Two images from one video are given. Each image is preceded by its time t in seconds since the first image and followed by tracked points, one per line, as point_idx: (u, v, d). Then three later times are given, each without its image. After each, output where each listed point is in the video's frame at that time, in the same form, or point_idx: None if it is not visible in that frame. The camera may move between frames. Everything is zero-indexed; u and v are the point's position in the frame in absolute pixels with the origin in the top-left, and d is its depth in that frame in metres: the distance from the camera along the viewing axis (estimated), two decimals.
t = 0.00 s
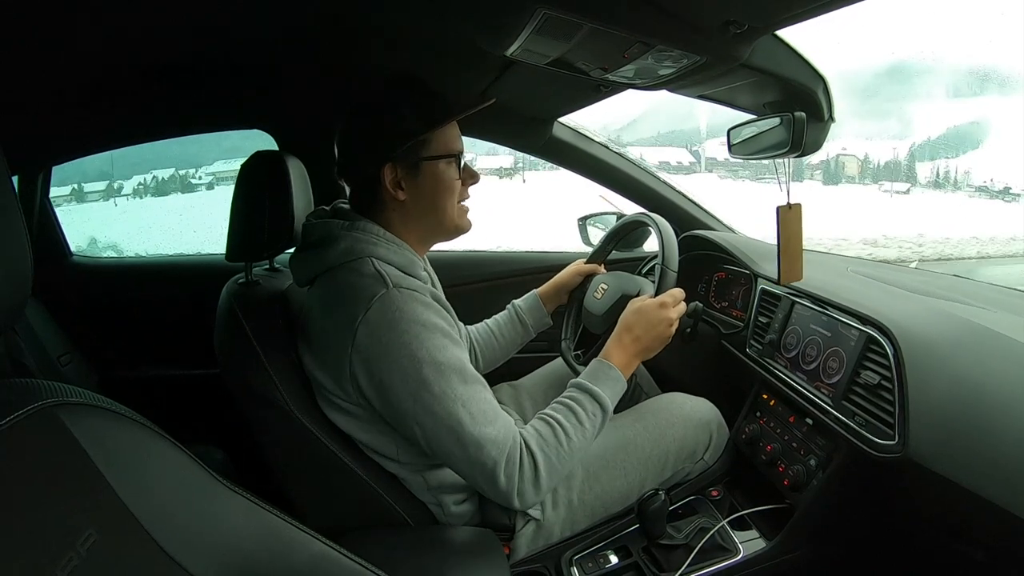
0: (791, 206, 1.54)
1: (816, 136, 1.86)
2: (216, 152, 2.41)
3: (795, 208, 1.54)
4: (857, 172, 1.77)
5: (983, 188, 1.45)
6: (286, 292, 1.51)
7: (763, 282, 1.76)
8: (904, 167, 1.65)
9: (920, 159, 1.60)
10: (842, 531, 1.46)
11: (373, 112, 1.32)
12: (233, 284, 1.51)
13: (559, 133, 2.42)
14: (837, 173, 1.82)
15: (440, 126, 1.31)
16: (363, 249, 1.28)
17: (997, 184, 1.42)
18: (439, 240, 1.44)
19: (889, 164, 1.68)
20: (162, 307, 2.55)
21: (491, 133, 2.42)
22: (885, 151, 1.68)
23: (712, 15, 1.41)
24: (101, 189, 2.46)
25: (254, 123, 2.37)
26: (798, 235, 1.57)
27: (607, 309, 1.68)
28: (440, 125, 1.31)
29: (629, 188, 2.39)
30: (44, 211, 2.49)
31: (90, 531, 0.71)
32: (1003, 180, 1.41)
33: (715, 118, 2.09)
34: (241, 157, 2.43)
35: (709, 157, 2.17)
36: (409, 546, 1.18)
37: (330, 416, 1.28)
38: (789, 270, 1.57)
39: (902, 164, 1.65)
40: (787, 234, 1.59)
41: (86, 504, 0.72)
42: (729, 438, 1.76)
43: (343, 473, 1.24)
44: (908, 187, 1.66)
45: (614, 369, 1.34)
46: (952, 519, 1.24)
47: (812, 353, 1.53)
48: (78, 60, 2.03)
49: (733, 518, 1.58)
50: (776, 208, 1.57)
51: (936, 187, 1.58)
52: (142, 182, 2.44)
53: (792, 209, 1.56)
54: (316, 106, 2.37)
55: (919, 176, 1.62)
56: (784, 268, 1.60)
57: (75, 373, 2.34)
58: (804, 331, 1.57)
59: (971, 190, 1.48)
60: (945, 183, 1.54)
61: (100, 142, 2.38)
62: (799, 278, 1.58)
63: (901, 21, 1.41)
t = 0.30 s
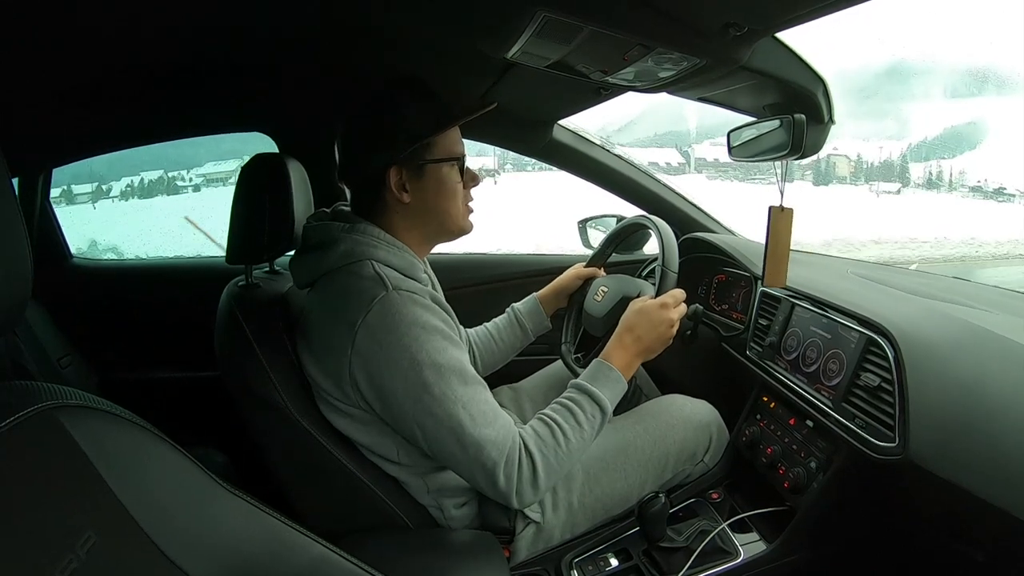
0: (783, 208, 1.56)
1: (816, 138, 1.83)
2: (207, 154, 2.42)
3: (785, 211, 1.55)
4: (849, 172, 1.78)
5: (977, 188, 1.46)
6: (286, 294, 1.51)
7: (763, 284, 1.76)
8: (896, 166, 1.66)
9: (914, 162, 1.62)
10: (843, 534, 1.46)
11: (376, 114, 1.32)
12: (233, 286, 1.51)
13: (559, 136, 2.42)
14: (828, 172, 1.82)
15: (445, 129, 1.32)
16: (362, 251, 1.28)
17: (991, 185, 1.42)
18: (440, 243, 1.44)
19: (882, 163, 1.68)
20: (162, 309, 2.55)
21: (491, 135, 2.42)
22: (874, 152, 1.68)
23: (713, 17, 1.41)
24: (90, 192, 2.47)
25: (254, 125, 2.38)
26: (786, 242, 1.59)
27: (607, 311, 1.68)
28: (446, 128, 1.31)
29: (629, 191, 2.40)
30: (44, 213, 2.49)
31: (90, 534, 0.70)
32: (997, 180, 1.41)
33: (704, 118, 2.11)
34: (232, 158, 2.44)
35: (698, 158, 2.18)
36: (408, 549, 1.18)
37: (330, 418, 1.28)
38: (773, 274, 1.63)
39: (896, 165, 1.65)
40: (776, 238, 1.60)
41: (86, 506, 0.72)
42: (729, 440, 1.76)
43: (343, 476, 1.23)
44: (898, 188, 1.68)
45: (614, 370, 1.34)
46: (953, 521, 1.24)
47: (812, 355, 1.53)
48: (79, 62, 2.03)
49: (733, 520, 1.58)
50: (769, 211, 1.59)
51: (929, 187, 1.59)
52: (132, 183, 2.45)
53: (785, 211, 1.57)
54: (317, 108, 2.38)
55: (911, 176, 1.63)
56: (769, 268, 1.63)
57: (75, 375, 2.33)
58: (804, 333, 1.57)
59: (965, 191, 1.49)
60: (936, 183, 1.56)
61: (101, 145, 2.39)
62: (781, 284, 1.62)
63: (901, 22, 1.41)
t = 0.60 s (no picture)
0: (790, 207, 1.55)
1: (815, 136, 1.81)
2: (196, 155, 2.41)
3: (792, 208, 1.54)
4: (839, 172, 1.78)
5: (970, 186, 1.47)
6: (285, 293, 1.51)
7: (763, 284, 1.76)
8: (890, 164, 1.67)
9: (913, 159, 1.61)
10: (843, 534, 1.46)
11: (377, 113, 1.33)
12: (233, 286, 1.51)
13: (559, 136, 2.42)
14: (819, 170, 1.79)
15: (450, 129, 1.32)
16: (361, 250, 1.28)
17: (984, 183, 1.43)
18: (439, 243, 1.44)
19: (875, 162, 1.70)
20: (162, 309, 2.55)
21: (491, 135, 2.42)
22: (873, 152, 1.69)
23: (713, 17, 1.41)
24: (78, 194, 2.48)
25: (254, 126, 2.38)
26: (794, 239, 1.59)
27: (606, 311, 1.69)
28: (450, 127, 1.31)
29: (629, 191, 2.40)
30: (43, 213, 2.49)
31: (90, 534, 0.70)
32: (991, 178, 1.42)
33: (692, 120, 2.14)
34: (222, 158, 2.43)
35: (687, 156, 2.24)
36: (408, 549, 1.17)
37: (328, 417, 1.28)
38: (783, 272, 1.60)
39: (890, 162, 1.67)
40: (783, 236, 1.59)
41: (87, 506, 0.72)
42: (729, 440, 1.76)
43: (342, 475, 1.23)
44: (888, 188, 1.71)
45: (611, 371, 1.34)
46: (953, 520, 1.24)
47: (812, 354, 1.53)
48: (79, 62, 2.03)
49: (733, 520, 1.58)
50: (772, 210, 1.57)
51: (919, 186, 1.61)
52: (120, 184, 2.45)
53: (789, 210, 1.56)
54: (317, 108, 2.38)
55: (904, 174, 1.64)
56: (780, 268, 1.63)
57: (74, 375, 2.33)
58: (804, 333, 1.57)
59: (958, 189, 1.50)
60: (927, 182, 1.58)
61: (101, 145, 2.39)
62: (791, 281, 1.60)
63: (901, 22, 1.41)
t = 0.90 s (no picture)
0: (790, 207, 1.55)
1: (816, 137, 1.86)
2: (187, 154, 2.41)
3: (792, 209, 1.55)
4: (830, 171, 1.81)
5: (965, 185, 1.47)
6: (286, 293, 1.51)
7: (763, 283, 1.76)
8: (883, 163, 1.67)
9: (911, 162, 1.59)
10: (843, 532, 1.46)
11: (377, 110, 1.32)
12: (233, 285, 1.51)
13: (559, 135, 2.42)
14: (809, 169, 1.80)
15: (436, 122, 1.32)
16: (360, 250, 1.28)
17: (979, 182, 1.43)
18: (438, 239, 1.44)
19: (869, 161, 1.71)
20: (162, 308, 2.54)
21: (491, 135, 2.42)
22: (865, 150, 1.71)
23: (712, 16, 1.40)
24: (67, 195, 2.49)
25: (254, 125, 2.37)
26: (796, 242, 1.58)
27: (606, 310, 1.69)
28: (437, 120, 1.31)
29: (629, 191, 2.39)
30: (43, 212, 2.49)
31: (90, 533, 0.70)
32: (986, 178, 1.42)
33: (681, 119, 2.14)
34: (212, 158, 2.42)
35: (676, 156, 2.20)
36: (408, 548, 1.17)
37: (328, 416, 1.28)
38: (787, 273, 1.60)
39: (883, 162, 1.67)
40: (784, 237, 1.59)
41: (87, 506, 0.72)
42: (729, 440, 1.75)
43: (343, 475, 1.23)
44: (879, 186, 1.72)
45: (610, 369, 1.34)
46: (952, 520, 1.24)
47: (812, 354, 1.53)
48: (79, 61, 2.03)
49: (733, 520, 1.58)
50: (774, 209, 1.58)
51: (915, 186, 1.60)
52: (108, 185, 2.46)
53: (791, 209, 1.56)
54: (317, 107, 2.37)
55: (897, 174, 1.64)
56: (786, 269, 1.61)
57: (74, 374, 2.33)
58: (804, 332, 1.57)
59: (952, 188, 1.50)
60: (920, 182, 1.57)
61: (101, 144, 2.39)
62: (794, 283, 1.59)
63: (900, 22, 1.41)
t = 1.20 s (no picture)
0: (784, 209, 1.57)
1: (817, 139, 1.85)
2: (177, 154, 2.42)
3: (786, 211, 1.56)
4: (821, 169, 1.81)
5: (959, 184, 1.46)
6: (286, 295, 1.50)
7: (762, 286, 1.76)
8: (874, 160, 1.67)
9: (906, 160, 1.58)
10: (844, 534, 1.46)
11: (375, 112, 1.32)
12: (233, 287, 1.51)
13: (559, 137, 2.42)
14: (801, 168, 1.78)
15: (431, 126, 1.32)
16: (360, 253, 1.28)
17: (973, 181, 1.43)
18: (437, 241, 1.44)
19: (863, 159, 1.71)
20: (162, 310, 2.54)
21: (491, 137, 2.42)
22: (859, 148, 1.72)
23: (713, 18, 1.41)
24: (55, 194, 2.48)
25: (254, 127, 2.38)
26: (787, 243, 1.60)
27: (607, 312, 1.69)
28: (432, 124, 1.32)
29: (629, 193, 2.39)
30: (44, 214, 2.50)
31: (90, 535, 0.70)
32: (980, 176, 1.42)
33: (676, 119, 2.16)
34: (202, 158, 2.42)
35: (665, 154, 2.25)
36: (409, 551, 1.17)
37: (328, 419, 1.28)
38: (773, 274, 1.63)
39: (874, 158, 1.67)
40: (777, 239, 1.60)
41: (87, 508, 0.72)
42: (730, 442, 1.75)
43: (343, 478, 1.23)
44: (869, 184, 1.72)
45: (610, 372, 1.33)
46: (953, 521, 1.24)
47: (812, 356, 1.53)
48: (80, 63, 2.03)
49: (733, 522, 1.57)
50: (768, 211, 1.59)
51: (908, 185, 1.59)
52: (96, 186, 2.47)
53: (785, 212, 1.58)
54: (317, 109, 2.38)
55: (889, 172, 1.63)
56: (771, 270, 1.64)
57: (75, 377, 2.32)
58: (804, 334, 1.57)
59: (946, 187, 1.50)
60: (913, 179, 1.57)
61: (102, 147, 2.39)
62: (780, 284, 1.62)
63: (900, 23, 1.41)
